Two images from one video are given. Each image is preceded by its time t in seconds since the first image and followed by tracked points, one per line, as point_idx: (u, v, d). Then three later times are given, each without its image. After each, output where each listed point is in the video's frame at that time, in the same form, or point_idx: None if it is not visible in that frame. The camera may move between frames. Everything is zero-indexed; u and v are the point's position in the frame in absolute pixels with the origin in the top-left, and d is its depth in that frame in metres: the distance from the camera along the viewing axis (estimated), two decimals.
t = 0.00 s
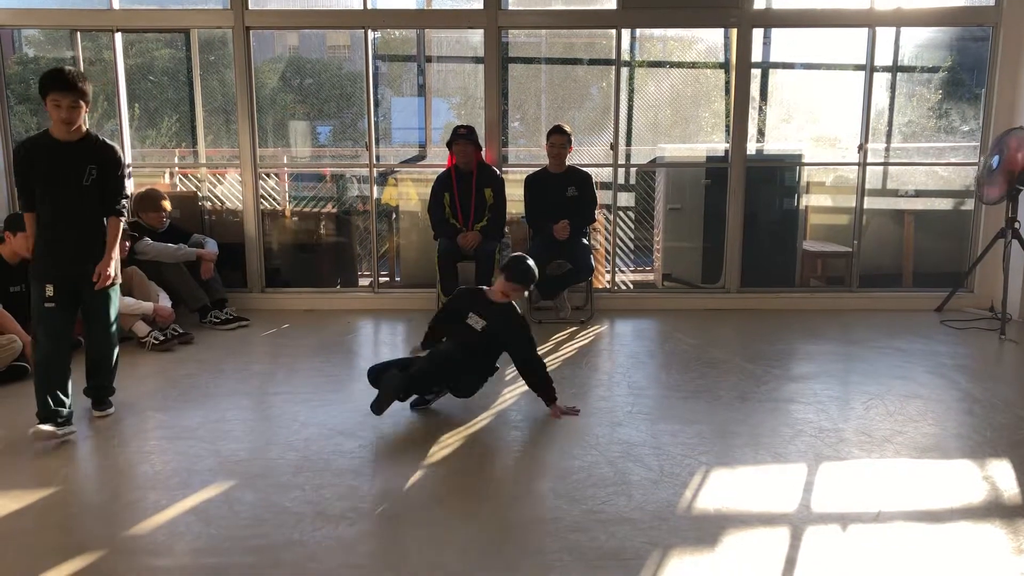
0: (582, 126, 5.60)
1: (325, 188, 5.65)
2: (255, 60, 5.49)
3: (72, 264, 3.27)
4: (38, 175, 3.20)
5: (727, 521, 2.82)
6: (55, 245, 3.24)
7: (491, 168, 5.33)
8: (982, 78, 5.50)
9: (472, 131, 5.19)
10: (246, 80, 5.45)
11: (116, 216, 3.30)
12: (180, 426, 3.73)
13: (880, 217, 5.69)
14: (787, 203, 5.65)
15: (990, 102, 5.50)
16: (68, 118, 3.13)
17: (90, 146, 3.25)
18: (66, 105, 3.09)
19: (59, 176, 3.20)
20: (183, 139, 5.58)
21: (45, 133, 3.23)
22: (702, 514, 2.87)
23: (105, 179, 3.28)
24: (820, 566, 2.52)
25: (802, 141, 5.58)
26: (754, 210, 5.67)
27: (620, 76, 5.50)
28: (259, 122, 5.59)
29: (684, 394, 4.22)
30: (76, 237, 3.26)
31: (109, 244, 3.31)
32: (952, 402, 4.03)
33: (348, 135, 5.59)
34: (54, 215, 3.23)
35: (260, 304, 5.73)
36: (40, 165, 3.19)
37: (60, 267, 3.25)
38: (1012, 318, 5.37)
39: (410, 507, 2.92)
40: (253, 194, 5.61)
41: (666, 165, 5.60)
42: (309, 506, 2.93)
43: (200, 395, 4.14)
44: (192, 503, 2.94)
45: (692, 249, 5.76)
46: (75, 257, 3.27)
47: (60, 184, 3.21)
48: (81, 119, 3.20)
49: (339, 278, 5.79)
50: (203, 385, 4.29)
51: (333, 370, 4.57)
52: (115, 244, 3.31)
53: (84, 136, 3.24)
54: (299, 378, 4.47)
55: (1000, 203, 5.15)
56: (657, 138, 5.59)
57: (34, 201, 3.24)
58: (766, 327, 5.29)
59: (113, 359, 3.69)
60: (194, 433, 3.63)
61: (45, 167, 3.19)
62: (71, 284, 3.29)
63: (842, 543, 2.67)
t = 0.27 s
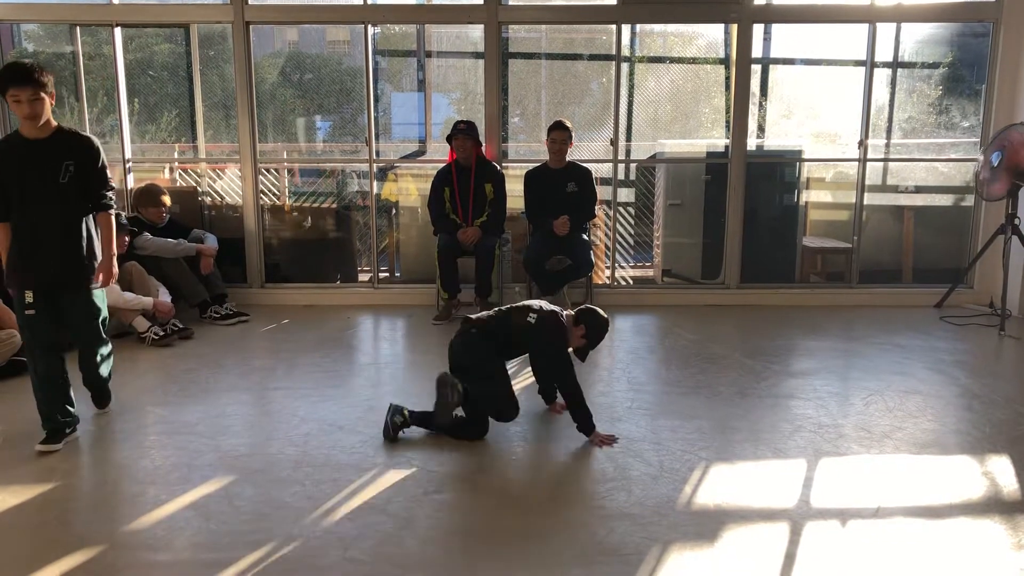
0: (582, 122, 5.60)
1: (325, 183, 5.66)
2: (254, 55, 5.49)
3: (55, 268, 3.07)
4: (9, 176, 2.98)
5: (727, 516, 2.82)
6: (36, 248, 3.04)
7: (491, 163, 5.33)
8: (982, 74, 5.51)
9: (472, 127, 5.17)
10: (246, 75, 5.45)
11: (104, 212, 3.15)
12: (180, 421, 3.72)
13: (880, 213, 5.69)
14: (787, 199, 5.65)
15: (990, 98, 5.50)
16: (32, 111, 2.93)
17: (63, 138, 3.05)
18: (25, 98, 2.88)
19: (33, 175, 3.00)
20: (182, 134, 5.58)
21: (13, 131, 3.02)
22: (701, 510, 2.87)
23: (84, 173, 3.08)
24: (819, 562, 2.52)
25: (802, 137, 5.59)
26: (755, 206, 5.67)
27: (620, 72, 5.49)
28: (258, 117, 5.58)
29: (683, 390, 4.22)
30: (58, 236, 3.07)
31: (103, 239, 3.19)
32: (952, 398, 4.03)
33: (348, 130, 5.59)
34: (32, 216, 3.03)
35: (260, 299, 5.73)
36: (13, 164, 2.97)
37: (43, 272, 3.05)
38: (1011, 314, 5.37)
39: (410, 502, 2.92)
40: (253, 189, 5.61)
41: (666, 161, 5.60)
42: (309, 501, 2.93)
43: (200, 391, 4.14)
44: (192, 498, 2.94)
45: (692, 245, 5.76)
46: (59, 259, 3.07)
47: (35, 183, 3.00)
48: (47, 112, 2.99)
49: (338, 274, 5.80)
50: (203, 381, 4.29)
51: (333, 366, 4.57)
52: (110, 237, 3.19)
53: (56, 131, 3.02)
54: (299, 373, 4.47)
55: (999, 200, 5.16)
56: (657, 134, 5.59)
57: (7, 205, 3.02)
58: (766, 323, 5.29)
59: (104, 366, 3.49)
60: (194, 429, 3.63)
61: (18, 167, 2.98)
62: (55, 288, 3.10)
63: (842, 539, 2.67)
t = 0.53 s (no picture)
0: (580, 120, 5.60)
1: (322, 180, 5.66)
2: (252, 52, 5.49)
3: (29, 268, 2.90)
4: None
5: (724, 514, 2.83)
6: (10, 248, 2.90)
7: (488, 160, 5.34)
8: (979, 72, 5.51)
9: (469, 125, 5.16)
10: (243, 72, 5.44)
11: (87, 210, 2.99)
12: (178, 418, 3.72)
13: (877, 211, 5.70)
14: (785, 197, 5.66)
15: (987, 96, 5.51)
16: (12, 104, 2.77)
17: (43, 133, 2.90)
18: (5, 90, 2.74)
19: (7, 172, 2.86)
20: (180, 131, 5.57)
21: None
22: (699, 508, 2.87)
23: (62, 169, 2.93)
24: (816, 559, 2.53)
25: (800, 135, 5.59)
26: (752, 204, 5.67)
27: (618, 69, 5.49)
28: (256, 114, 5.58)
29: (681, 387, 4.22)
30: (31, 235, 2.91)
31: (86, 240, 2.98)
32: (949, 396, 4.04)
33: (345, 127, 5.58)
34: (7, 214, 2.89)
35: (258, 297, 5.72)
36: None
37: (13, 271, 2.90)
38: (1008, 312, 5.38)
39: (408, 500, 2.92)
40: (251, 187, 5.60)
41: (664, 159, 5.61)
42: (307, 499, 2.93)
43: (198, 388, 4.14)
44: (190, 495, 2.94)
45: (689, 243, 5.77)
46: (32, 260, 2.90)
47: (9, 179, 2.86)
48: (29, 108, 2.85)
49: (336, 271, 5.80)
50: (201, 378, 4.28)
51: (330, 363, 4.56)
52: (93, 237, 2.99)
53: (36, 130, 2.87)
54: (297, 370, 4.47)
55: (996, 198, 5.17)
56: (655, 132, 5.59)
57: None
58: (764, 321, 5.29)
59: (85, 398, 3.22)
60: (192, 426, 3.63)
61: None
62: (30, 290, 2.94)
63: (839, 537, 2.68)
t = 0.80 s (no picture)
0: (575, 118, 5.60)
1: (317, 178, 5.65)
2: (247, 50, 5.48)
3: None
4: None
5: (719, 512, 2.83)
6: None
7: (483, 159, 5.34)
8: (973, 72, 5.53)
9: (463, 124, 5.17)
10: (238, 70, 5.43)
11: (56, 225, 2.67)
12: (172, 417, 3.71)
13: (872, 211, 5.72)
14: (780, 195, 5.67)
15: (981, 96, 5.53)
16: None
17: (14, 139, 2.61)
18: None
19: None
20: (174, 129, 5.56)
21: None
22: (694, 506, 2.88)
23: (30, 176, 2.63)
24: (811, 557, 2.53)
25: (795, 134, 5.60)
26: (747, 203, 5.68)
27: (613, 68, 5.50)
28: (251, 112, 5.57)
29: (676, 386, 4.23)
30: None
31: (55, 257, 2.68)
32: (942, 394, 4.05)
33: (340, 125, 5.58)
34: None
35: (253, 295, 5.71)
36: None
37: None
38: (1001, 311, 5.41)
39: (403, 498, 2.92)
40: (246, 185, 5.59)
41: (659, 157, 5.61)
42: (302, 497, 2.92)
43: (193, 387, 4.13)
44: (185, 494, 2.93)
45: (684, 242, 5.77)
46: None
47: None
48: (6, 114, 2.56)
49: (331, 270, 5.79)
50: (196, 377, 4.27)
51: (325, 362, 4.56)
52: (60, 256, 2.68)
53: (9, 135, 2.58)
54: (292, 369, 4.46)
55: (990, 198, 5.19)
56: (650, 130, 5.60)
57: None
58: (759, 320, 5.30)
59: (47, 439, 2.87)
60: (186, 425, 3.62)
61: None
62: None
63: (834, 535, 2.68)
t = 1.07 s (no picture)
0: (572, 118, 5.59)
1: (313, 177, 5.64)
2: (243, 49, 5.47)
3: None
4: None
5: (715, 511, 2.83)
6: None
7: (480, 158, 5.33)
8: (969, 72, 5.54)
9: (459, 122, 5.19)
10: (234, 68, 5.42)
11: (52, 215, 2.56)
12: (167, 416, 3.70)
13: (868, 210, 5.72)
14: (776, 195, 5.67)
15: (977, 96, 5.54)
16: None
17: None
18: None
19: None
20: (170, 127, 5.54)
21: None
22: (690, 506, 2.87)
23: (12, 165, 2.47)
24: (807, 557, 2.53)
25: (791, 134, 5.60)
26: (744, 202, 5.68)
27: (610, 67, 5.49)
28: (247, 111, 5.56)
29: (672, 385, 4.22)
30: None
31: (44, 247, 2.58)
32: (938, 394, 4.06)
33: (337, 124, 5.57)
34: None
35: (249, 294, 5.70)
36: None
37: None
38: (996, 310, 5.42)
39: (399, 497, 2.91)
40: (242, 184, 5.59)
41: (656, 157, 5.61)
42: (298, 497, 2.92)
43: (189, 386, 4.12)
44: (180, 493, 2.93)
45: (681, 241, 5.77)
46: None
47: None
48: None
49: (327, 269, 5.79)
50: (192, 376, 4.26)
51: (322, 361, 4.55)
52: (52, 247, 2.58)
53: None
54: (288, 368, 4.45)
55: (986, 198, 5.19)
56: (646, 130, 5.60)
57: None
58: (755, 319, 5.30)
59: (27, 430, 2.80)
60: (182, 424, 3.61)
61: None
62: None
63: (830, 534, 2.68)
